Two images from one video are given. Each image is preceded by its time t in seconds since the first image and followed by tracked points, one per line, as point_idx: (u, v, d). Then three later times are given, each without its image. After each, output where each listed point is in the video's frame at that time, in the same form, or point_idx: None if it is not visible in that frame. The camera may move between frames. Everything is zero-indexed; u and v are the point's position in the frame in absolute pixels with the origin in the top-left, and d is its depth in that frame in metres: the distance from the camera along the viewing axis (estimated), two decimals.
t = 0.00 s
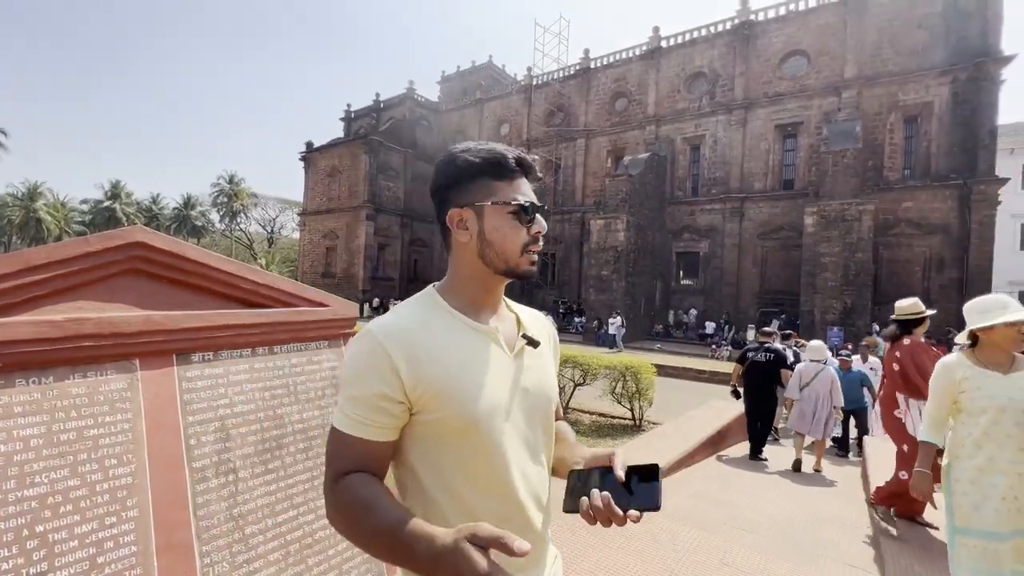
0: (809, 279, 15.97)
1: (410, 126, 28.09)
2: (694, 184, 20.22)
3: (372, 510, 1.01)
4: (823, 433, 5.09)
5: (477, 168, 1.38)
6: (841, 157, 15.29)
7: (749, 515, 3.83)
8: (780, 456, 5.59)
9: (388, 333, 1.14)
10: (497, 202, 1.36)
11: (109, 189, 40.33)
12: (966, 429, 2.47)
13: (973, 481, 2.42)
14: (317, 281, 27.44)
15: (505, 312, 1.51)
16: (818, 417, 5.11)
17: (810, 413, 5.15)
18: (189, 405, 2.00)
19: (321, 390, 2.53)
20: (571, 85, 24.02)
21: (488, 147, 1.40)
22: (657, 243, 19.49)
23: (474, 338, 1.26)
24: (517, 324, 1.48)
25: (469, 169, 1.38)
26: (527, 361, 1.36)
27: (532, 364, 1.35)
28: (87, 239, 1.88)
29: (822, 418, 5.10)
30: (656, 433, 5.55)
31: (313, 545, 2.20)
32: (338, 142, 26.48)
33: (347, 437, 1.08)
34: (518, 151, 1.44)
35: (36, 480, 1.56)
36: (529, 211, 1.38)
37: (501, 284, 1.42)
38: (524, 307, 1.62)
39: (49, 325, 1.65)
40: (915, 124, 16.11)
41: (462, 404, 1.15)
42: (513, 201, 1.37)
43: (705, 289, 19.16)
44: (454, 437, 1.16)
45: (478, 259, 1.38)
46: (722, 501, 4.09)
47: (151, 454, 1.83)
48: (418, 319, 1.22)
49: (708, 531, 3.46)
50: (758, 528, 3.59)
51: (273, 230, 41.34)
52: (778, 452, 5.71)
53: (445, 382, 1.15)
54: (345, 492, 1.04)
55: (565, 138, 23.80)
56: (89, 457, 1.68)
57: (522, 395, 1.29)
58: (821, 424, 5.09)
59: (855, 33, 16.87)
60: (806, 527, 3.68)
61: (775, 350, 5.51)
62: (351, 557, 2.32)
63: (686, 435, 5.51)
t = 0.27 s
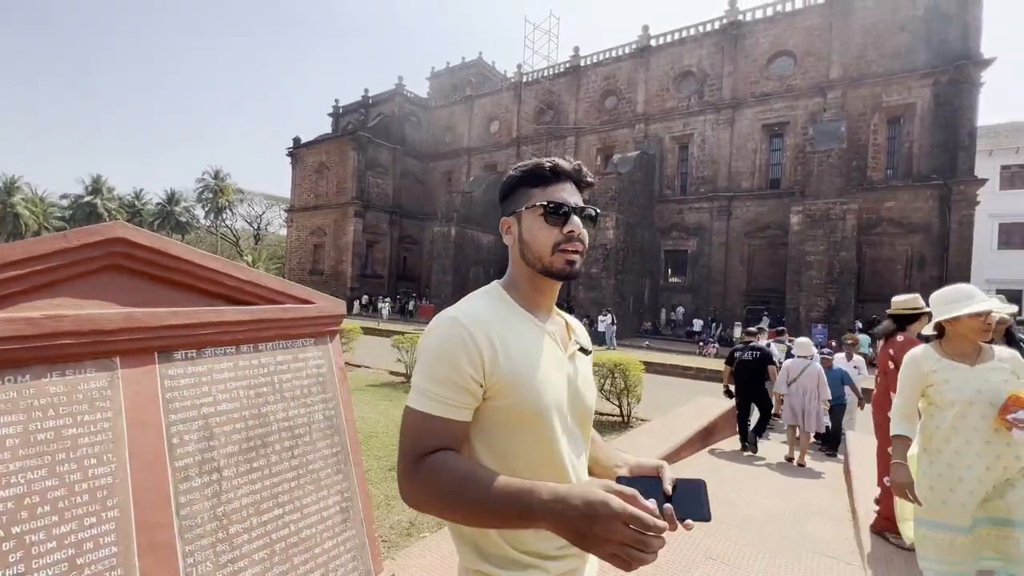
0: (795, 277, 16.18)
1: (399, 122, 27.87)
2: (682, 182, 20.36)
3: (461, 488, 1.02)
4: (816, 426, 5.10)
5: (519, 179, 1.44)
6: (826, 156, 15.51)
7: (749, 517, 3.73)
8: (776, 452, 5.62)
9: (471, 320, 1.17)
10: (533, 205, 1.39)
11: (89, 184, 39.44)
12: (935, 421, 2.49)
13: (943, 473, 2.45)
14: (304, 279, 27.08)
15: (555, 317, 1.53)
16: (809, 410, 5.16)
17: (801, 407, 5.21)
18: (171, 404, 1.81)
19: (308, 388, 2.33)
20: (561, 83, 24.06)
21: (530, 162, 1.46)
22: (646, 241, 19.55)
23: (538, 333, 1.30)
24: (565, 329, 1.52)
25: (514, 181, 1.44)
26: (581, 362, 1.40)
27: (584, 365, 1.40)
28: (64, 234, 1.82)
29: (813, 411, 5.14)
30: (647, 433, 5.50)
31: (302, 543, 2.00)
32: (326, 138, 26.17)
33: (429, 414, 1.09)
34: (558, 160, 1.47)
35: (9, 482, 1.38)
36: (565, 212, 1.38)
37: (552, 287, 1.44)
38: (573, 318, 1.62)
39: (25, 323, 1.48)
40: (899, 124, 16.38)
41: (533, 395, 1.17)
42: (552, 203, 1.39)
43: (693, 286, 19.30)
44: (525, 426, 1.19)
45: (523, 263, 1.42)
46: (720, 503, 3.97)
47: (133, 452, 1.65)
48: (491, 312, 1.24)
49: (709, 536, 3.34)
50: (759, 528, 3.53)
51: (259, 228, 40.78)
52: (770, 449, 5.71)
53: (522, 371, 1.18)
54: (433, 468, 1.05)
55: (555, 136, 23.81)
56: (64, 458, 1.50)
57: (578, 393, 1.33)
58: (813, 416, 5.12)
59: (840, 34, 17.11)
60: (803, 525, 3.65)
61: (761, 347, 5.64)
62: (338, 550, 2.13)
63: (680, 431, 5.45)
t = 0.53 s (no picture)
0: (759, 271, 16.72)
1: (370, 110, 27.25)
2: (654, 177, 20.68)
3: (459, 459, 1.02)
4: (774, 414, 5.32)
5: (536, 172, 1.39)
6: (790, 155, 16.03)
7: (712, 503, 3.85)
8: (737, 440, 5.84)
9: (485, 301, 1.15)
10: (547, 199, 1.35)
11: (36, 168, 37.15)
12: (873, 415, 2.37)
13: (875, 466, 2.33)
14: (271, 270, 26.32)
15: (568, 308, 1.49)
16: (768, 399, 5.38)
17: (760, 396, 5.42)
18: (122, 399, 1.71)
19: (268, 381, 2.25)
20: (536, 75, 23.99)
21: (546, 158, 1.40)
22: (618, 234, 19.80)
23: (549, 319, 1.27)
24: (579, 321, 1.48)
25: (532, 175, 1.40)
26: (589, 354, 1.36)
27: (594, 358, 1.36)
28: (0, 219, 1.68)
29: (772, 399, 5.37)
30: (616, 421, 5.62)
31: (263, 537, 1.94)
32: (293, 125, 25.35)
33: (439, 387, 1.09)
34: (575, 154, 1.42)
35: None
36: (581, 207, 1.34)
37: (567, 278, 1.39)
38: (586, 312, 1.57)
39: None
40: (858, 125, 17.04)
41: (541, 379, 1.16)
42: (566, 197, 1.34)
43: (663, 280, 19.71)
44: (532, 410, 1.16)
45: (538, 256, 1.38)
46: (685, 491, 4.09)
47: (79, 445, 1.54)
48: (505, 295, 1.22)
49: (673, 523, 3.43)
50: (724, 515, 3.64)
51: (223, 216, 39.32)
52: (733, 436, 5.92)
53: (532, 354, 1.16)
54: (438, 439, 1.06)
55: (529, 129, 23.75)
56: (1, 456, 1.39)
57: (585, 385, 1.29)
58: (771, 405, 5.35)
59: (805, 36, 17.63)
60: (761, 509, 3.80)
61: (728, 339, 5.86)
62: (301, 544, 2.08)
63: (648, 421, 5.58)
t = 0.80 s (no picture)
0: (687, 260, 17.72)
1: (302, 84, 25.62)
2: (592, 167, 21.20)
3: (378, 463, 0.93)
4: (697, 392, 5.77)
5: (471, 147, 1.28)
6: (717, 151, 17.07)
7: (638, 478, 4.06)
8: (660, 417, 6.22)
9: (415, 287, 1.04)
10: (474, 177, 1.23)
11: None
12: (772, 400, 2.47)
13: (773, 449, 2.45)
14: (190, 253, 24.30)
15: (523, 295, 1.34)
16: (692, 379, 5.78)
17: (685, 377, 5.81)
18: None
19: (170, 372, 2.04)
20: (478, 58, 23.61)
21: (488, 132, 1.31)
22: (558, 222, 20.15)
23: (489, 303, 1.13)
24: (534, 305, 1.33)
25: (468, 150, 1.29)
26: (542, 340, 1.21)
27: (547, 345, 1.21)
28: None
29: (695, 380, 5.78)
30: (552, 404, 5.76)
31: (163, 540, 1.79)
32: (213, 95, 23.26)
33: (362, 386, 0.99)
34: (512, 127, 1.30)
35: None
36: (513, 182, 1.20)
37: (512, 262, 1.24)
38: (547, 300, 1.42)
39: None
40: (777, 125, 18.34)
41: (475, 370, 1.03)
42: (500, 171, 1.22)
43: (599, 267, 20.37)
44: (469, 409, 1.03)
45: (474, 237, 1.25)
46: (614, 467, 4.27)
47: None
48: (443, 280, 1.10)
49: (602, 499, 3.59)
50: (651, 490, 3.82)
51: (133, 193, 35.62)
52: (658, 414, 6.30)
53: (466, 344, 1.03)
54: (360, 439, 0.96)
55: (470, 113, 23.42)
56: None
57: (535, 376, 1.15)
58: (694, 385, 5.79)
59: (732, 38, 18.65)
60: (683, 484, 4.04)
61: (661, 324, 6.13)
62: (208, 545, 1.94)
63: (581, 403, 5.76)
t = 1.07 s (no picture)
0: (611, 249, 18.49)
1: (207, 54, 23.27)
2: (522, 157, 21.38)
3: (272, 484, 0.87)
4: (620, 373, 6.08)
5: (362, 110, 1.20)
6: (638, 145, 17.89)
7: (562, 460, 4.21)
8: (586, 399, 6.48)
9: (292, 287, 0.94)
10: (365, 147, 1.13)
11: None
12: (674, 382, 2.48)
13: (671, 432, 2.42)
14: (71, 239, 21.40)
15: (444, 267, 1.24)
16: (615, 361, 6.08)
17: (609, 359, 6.10)
18: None
19: (26, 369, 1.71)
20: (405, 39, 22.78)
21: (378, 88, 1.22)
22: (488, 211, 20.13)
23: (386, 289, 1.01)
24: (457, 283, 1.19)
25: (356, 113, 1.21)
26: (460, 319, 1.07)
27: (464, 323, 1.07)
28: None
29: (618, 362, 6.08)
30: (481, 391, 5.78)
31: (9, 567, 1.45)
32: (97, 58, 20.44)
33: (255, 405, 0.93)
34: (401, 83, 1.22)
35: None
36: (407, 150, 1.12)
37: (416, 240, 1.15)
38: (477, 267, 1.30)
39: None
40: (693, 124, 19.54)
41: (366, 369, 0.92)
42: (390, 137, 1.14)
43: (529, 256, 20.69)
44: (372, 408, 0.94)
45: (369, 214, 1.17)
46: (541, 451, 4.38)
47: None
48: (331, 272, 1.00)
49: (529, 483, 3.67)
50: (576, 472, 3.98)
51: None
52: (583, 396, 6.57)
53: (358, 340, 0.92)
54: (255, 463, 0.91)
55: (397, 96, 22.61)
56: None
57: (446, 363, 1.02)
58: (617, 366, 6.08)
59: (653, 38, 19.54)
60: (605, 463, 4.24)
61: (585, 310, 6.37)
62: (76, 565, 1.64)
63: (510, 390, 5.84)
